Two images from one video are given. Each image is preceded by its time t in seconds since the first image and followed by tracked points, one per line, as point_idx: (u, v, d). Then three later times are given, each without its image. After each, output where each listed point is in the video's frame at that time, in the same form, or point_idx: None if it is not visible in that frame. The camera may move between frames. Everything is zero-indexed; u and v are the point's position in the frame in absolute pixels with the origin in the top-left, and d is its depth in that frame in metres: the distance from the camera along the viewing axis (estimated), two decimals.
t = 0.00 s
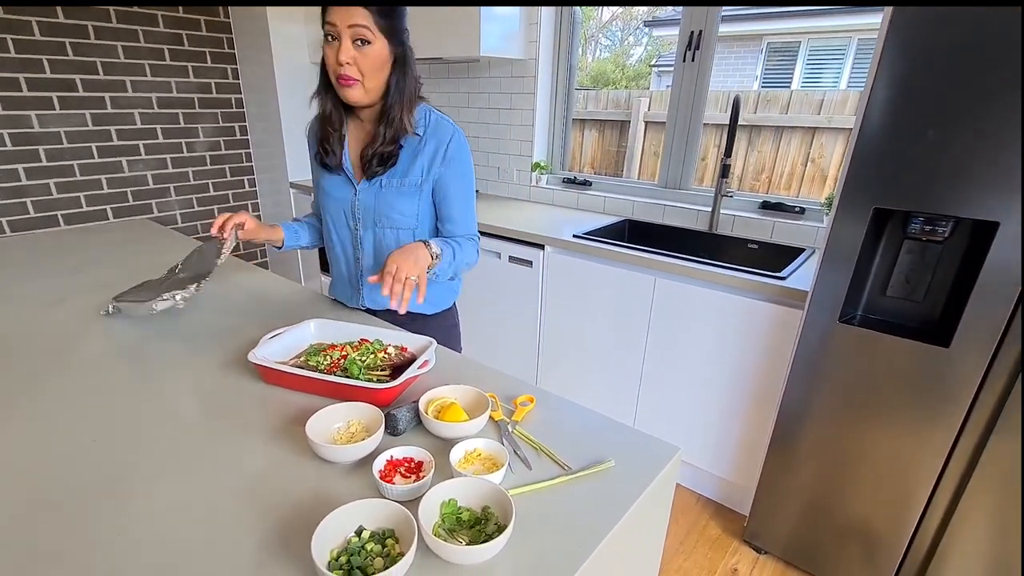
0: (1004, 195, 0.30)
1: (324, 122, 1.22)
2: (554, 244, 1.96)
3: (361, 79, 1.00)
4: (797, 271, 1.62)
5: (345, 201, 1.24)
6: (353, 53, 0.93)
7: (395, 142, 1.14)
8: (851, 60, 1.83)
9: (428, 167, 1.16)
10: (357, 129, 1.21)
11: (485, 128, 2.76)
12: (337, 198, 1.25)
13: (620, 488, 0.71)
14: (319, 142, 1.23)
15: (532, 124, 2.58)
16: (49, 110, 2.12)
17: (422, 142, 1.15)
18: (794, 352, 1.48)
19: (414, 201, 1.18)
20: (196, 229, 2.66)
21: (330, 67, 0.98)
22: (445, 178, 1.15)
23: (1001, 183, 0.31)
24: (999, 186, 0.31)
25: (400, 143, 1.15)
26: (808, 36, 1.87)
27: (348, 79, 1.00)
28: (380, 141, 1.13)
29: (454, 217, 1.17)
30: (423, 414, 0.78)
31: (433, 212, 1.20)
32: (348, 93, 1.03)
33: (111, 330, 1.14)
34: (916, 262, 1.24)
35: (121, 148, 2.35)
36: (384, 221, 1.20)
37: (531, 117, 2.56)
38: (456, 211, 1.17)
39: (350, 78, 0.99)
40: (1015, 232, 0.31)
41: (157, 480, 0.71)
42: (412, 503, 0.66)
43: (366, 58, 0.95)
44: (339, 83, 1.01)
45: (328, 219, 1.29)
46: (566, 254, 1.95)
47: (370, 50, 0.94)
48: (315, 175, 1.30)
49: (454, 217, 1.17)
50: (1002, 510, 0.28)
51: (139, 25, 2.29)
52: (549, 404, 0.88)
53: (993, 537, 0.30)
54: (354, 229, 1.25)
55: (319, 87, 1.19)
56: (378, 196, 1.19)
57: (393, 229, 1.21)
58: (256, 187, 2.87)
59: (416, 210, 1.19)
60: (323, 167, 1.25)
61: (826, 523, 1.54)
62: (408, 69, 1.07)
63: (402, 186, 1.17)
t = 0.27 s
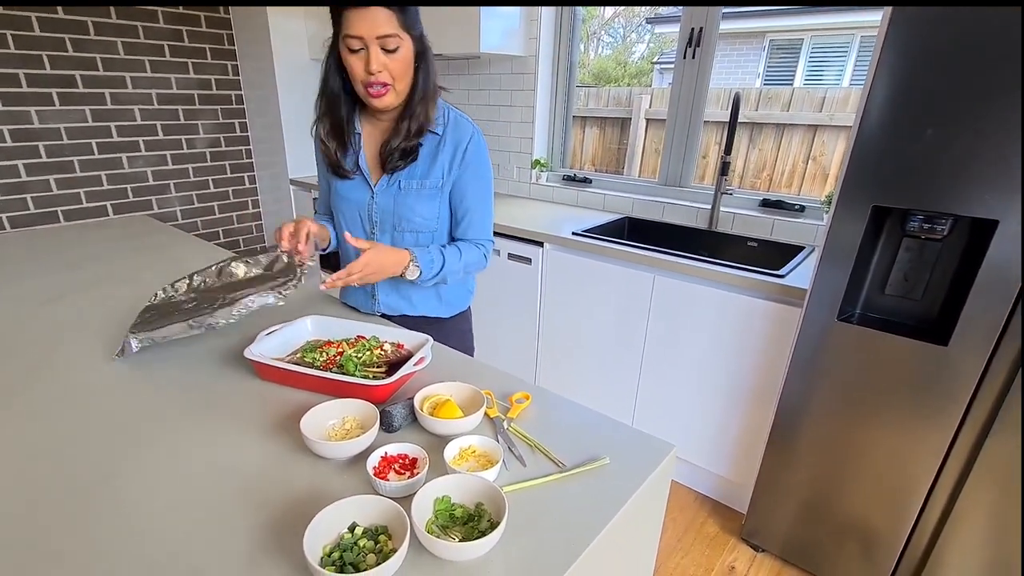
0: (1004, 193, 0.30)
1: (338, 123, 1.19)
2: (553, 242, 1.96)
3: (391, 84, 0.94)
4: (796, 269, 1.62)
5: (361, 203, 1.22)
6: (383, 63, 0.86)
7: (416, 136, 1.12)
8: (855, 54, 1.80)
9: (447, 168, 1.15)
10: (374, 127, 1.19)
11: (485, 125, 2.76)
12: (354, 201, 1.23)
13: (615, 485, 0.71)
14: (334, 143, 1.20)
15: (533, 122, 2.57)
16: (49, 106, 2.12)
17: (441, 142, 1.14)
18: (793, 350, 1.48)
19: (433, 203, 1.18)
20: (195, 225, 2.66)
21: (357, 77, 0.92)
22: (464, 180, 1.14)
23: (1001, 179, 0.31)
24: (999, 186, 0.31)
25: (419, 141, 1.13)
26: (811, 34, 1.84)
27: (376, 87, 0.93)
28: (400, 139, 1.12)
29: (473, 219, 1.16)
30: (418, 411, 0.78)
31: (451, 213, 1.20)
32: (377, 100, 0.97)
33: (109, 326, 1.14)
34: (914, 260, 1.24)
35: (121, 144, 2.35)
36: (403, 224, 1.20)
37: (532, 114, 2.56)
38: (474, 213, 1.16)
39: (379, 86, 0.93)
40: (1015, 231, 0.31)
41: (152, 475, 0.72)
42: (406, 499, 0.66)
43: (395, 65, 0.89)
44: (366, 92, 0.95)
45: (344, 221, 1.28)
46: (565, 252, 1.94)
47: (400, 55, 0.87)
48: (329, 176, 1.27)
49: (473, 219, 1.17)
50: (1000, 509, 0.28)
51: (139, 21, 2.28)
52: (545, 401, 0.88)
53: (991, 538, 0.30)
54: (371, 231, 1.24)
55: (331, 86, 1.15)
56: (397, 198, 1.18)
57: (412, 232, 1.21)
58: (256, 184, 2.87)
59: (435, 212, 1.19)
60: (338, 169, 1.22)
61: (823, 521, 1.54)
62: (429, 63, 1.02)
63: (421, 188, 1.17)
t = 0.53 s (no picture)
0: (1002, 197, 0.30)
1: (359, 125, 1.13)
2: (554, 242, 1.96)
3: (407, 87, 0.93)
4: (797, 270, 1.62)
5: (380, 208, 1.14)
6: (396, 64, 0.87)
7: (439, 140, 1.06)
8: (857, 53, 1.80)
9: (472, 172, 1.07)
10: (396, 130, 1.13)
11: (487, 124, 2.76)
12: (372, 206, 1.15)
13: (614, 486, 0.71)
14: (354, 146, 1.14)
15: (534, 121, 2.57)
16: (52, 106, 2.12)
17: (466, 144, 1.06)
18: (793, 350, 1.48)
19: (455, 209, 1.09)
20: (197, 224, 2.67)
21: (373, 83, 0.93)
22: (490, 184, 1.06)
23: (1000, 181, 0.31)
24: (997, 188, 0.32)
25: (444, 143, 1.06)
26: (812, 33, 1.86)
27: (393, 91, 0.93)
28: (423, 142, 1.05)
29: (500, 226, 1.08)
30: (418, 412, 0.78)
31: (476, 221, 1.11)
32: (395, 105, 0.97)
33: (110, 325, 1.15)
34: (916, 260, 1.24)
35: (123, 143, 2.36)
36: (422, 230, 1.11)
37: (534, 113, 2.56)
38: (501, 221, 1.08)
39: (396, 90, 0.93)
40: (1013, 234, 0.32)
41: (152, 475, 0.72)
42: (405, 500, 0.67)
43: (409, 66, 0.89)
44: (384, 98, 0.95)
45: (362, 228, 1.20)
46: (566, 251, 1.94)
47: (412, 55, 0.87)
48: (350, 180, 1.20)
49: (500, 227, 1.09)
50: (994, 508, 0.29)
51: (141, 21, 2.29)
52: (544, 402, 0.88)
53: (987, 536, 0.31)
54: (390, 239, 1.16)
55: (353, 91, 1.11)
56: (418, 203, 1.10)
57: (433, 238, 1.11)
58: (258, 183, 2.87)
59: (457, 218, 1.10)
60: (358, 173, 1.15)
61: (824, 523, 1.54)
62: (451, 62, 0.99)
63: (444, 193, 1.08)
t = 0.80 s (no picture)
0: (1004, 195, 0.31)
1: (374, 130, 1.12)
2: (555, 243, 1.96)
3: (422, 93, 0.94)
4: (799, 272, 1.62)
5: (396, 214, 1.15)
6: (409, 70, 0.88)
7: (456, 147, 1.05)
8: (861, 55, 1.80)
9: (489, 178, 1.06)
10: (412, 134, 1.12)
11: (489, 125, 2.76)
12: (388, 212, 1.15)
13: (615, 487, 0.71)
14: (370, 151, 1.13)
15: (536, 122, 2.57)
16: (55, 106, 2.13)
17: (483, 150, 1.06)
18: (794, 353, 1.48)
19: (472, 216, 1.09)
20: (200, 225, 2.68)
21: (387, 90, 0.94)
22: (509, 191, 1.05)
23: (1002, 182, 0.32)
24: (999, 187, 0.33)
25: (461, 148, 1.06)
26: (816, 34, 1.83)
27: (407, 97, 0.94)
28: (440, 149, 1.05)
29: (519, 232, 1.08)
30: (420, 413, 0.79)
31: (493, 226, 1.11)
32: (410, 112, 0.97)
33: (113, 326, 1.15)
34: (917, 263, 1.24)
35: (126, 144, 2.37)
36: (439, 237, 1.12)
37: (536, 114, 2.56)
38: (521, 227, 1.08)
39: (410, 96, 0.94)
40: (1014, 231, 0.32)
41: (156, 475, 0.72)
42: (407, 501, 0.67)
43: (423, 72, 0.89)
44: (399, 104, 0.96)
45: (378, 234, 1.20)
46: (567, 253, 1.95)
47: (426, 60, 0.88)
48: (365, 184, 1.20)
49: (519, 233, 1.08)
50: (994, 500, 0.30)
51: (144, 22, 2.30)
52: (546, 404, 0.89)
53: (987, 526, 0.32)
54: (406, 245, 1.16)
55: (367, 95, 1.10)
56: (435, 210, 1.11)
57: (450, 245, 1.12)
58: (260, 183, 2.88)
59: (475, 225, 1.10)
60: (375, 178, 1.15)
61: (825, 525, 1.54)
62: (465, 64, 0.99)
63: (461, 200, 1.09)
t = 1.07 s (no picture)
0: (1004, 202, 0.32)
1: (382, 136, 1.13)
2: (557, 246, 1.97)
3: (427, 102, 0.95)
4: (799, 276, 1.63)
5: (405, 221, 1.15)
6: (413, 79, 0.90)
7: (465, 156, 1.06)
8: (863, 58, 1.82)
9: (499, 188, 1.07)
10: (420, 142, 1.13)
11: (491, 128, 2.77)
12: (397, 219, 1.16)
13: (616, 490, 0.72)
14: (378, 157, 1.13)
15: (538, 125, 2.59)
16: (60, 109, 2.15)
17: (494, 159, 1.07)
18: (794, 356, 1.48)
19: (481, 224, 1.10)
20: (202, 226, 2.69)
21: (393, 98, 0.96)
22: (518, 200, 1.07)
23: (1003, 188, 0.33)
24: (1000, 194, 0.34)
25: (471, 158, 1.07)
26: (817, 37, 1.87)
27: (412, 105, 0.95)
28: (449, 158, 1.05)
29: (526, 241, 1.09)
30: (423, 415, 0.79)
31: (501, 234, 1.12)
32: (415, 121, 0.99)
33: (117, 327, 1.16)
34: (916, 268, 1.25)
35: (130, 146, 2.38)
36: (448, 245, 1.12)
37: (538, 117, 2.57)
38: (529, 237, 1.09)
39: (415, 105, 0.95)
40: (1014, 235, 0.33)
41: (161, 476, 0.73)
42: (409, 502, 0.68)
43: (428, 81, 0.91)
44: (405, 112, 0.98)
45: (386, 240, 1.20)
46: (569, 256, 1.96)
47: (431, 70, 0.90)
48: (374, 190, 1.20)
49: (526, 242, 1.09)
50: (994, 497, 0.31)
51: (149, 25, 2.31)
52: (546, 407, 0.89)
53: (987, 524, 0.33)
54: (415, 252, 1.17)
55: (375, 102, 1.11)
56: (445, 218, 1.11)
57: (458, 253, 1.13)
58: (263, 185, 2.89)
59: (483, 233, 1.11)
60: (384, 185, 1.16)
61: (825, 528, 1.54)
62: (473, 75, 1.00)
63: (470, 209, 1.09)
